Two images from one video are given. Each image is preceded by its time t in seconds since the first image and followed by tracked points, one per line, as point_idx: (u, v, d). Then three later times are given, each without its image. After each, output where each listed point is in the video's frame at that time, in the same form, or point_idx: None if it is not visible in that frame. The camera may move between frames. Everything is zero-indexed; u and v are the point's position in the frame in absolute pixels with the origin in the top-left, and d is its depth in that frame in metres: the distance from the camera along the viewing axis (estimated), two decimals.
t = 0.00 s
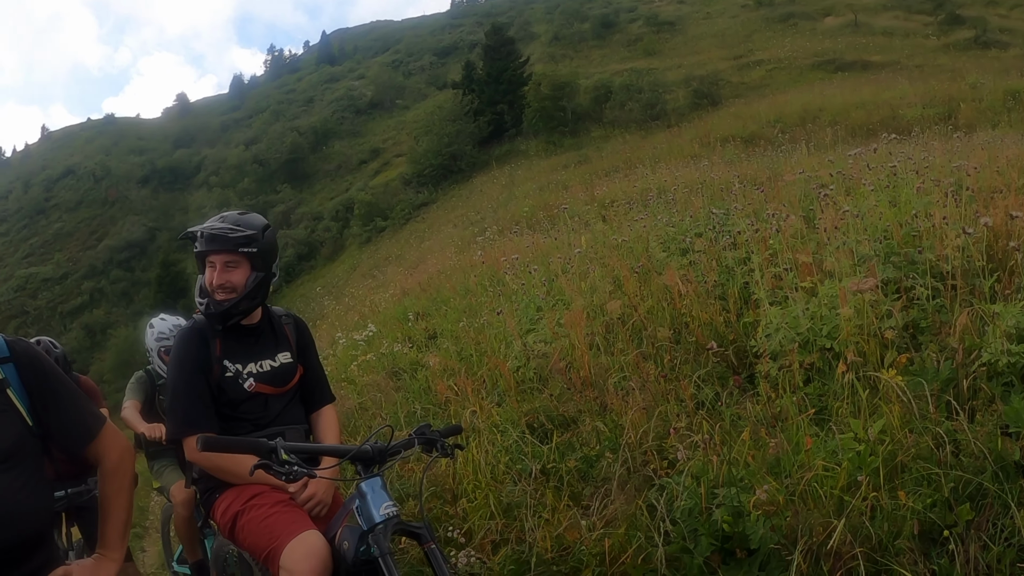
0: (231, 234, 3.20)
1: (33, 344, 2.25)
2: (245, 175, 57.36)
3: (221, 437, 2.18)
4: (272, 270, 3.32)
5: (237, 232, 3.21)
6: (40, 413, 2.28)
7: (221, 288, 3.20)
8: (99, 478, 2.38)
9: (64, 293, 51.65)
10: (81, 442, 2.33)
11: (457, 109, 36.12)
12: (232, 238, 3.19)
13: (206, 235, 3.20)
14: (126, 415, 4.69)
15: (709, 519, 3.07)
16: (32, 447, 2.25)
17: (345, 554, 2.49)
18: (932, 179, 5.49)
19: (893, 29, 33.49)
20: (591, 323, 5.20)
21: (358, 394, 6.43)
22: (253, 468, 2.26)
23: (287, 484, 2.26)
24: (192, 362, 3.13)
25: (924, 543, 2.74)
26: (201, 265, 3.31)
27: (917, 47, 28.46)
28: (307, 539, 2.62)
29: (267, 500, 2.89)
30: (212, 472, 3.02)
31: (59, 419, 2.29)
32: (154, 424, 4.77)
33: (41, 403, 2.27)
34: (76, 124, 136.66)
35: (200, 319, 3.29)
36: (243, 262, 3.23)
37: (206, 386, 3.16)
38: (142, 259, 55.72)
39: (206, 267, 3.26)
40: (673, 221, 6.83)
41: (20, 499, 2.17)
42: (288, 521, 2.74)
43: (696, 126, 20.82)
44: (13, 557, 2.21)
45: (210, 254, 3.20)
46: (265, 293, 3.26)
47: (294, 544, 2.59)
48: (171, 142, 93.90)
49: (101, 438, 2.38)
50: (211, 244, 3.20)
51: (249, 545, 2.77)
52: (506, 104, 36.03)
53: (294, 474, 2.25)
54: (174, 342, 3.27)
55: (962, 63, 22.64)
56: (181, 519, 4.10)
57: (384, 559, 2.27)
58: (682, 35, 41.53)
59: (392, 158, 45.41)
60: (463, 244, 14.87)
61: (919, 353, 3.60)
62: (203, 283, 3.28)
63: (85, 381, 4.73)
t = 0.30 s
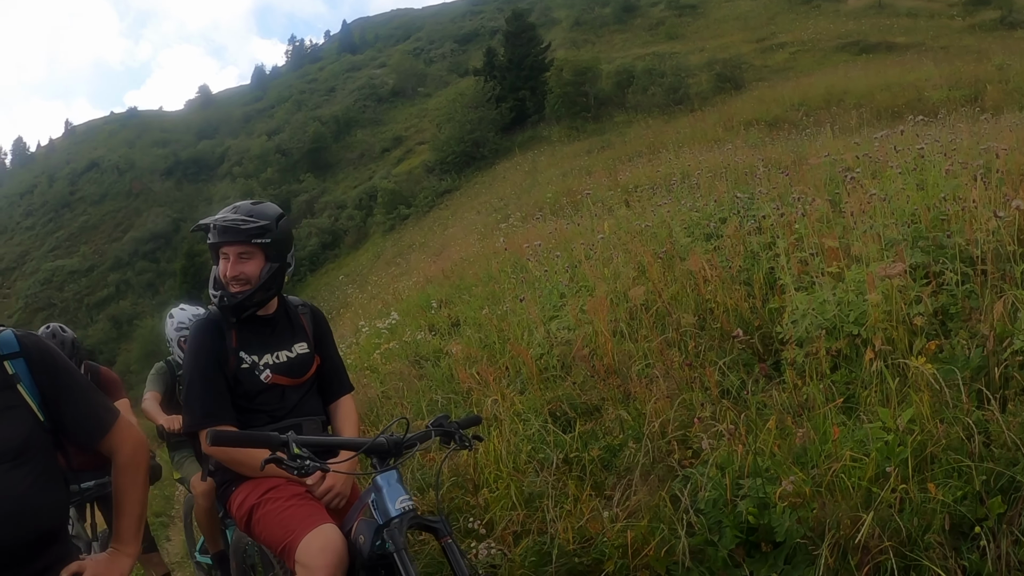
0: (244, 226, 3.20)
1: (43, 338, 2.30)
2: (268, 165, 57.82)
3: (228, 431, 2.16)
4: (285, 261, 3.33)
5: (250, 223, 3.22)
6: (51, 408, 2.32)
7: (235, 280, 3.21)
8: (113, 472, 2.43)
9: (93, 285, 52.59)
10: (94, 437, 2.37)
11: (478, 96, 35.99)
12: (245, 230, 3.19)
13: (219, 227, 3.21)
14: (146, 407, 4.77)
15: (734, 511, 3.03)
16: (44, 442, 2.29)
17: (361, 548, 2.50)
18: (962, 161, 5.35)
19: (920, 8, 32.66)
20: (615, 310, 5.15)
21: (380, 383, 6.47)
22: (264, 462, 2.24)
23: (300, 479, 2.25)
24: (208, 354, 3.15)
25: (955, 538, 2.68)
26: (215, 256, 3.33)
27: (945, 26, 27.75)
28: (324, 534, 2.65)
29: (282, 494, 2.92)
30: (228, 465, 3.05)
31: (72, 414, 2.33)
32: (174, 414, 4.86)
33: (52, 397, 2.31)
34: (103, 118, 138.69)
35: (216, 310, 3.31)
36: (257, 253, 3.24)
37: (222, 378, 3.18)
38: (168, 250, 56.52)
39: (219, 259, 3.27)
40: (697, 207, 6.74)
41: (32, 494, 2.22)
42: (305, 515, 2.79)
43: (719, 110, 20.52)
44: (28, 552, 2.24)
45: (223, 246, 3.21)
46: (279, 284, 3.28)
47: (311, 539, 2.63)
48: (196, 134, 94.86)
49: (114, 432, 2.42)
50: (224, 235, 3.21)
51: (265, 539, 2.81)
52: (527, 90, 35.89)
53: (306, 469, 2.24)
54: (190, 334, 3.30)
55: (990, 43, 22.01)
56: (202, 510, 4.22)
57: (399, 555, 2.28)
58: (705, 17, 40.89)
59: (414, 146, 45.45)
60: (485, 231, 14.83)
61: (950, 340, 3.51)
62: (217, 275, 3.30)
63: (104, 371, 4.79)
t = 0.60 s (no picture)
0: (222, 213, 3.12)
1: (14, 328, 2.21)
2: (266, 147, 57.44)
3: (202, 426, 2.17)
4: (265, 249, 3.25)
5: (229, 210, 3.13)
6: (22, 400, 2.24)
7: (214, 269, 3.13)
8: (90, 465, 2.37)
9: (90, 270, 52.36)
10: (67, 430, 2.29)
11: (477, 78, 35.66)
12: (224, 219, 3.11)
13: (197, 214, 3.12)
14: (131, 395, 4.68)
15: (724, 504, 2.97)
16: (15, 435, 2.23)
17: (339, 542, 2.46)
18: (962, 148, 5.26)
19: None
20: (609, 295, 5.06)
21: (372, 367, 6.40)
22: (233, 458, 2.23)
23: (270, 474, 2.26)
24: (185, 343, 3.09)
25: (949, 536, 2.62)
26: (194, 243, 3.24)
27: (947, 11, 27.44)
28: (301, 527, 2.60)
29: (261, 486, 2.88)
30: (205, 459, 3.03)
31: (45, 406, 2.25)
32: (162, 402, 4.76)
33: (23, 389, 2.23)
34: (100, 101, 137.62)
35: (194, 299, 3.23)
36: (236, 241, 3.16)
37: (200, 367, 3.12)
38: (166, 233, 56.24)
39: (198, 248, 3.19)
40: (694, 191, 6.65)
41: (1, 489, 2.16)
42: (283, 508, 2.73)
43: (718, 93, 20.33)
44: None
45: (201, 234, 3.13)
46: (258, 273, 3.20)
47: (288, 533, 2.58)
48: (193, 116, 94.18)
49: (89, 424, 2.35)
50: (202, 222, 3.12)
51: (244, 531, 2.77)
52: (526, 73, 35.62)
53: (277, 465, 2.25)
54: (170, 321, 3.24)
55: (991, 30, 21.78)
56: (191, 498, 4.13)
57: (375, 552, 2.27)
58: None
59: (412, 128, 45.11)
60: (483, 213, 14.74)
61: (947, 331, 3.43)
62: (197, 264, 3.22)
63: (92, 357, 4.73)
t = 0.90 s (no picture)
0: (211, 184, 3.08)
1: None
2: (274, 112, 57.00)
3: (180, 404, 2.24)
4: (256, 221, 3.22)
5: (218, 181, 3.09)
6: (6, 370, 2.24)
7: (201, 241, 3.11)
8: (76, 438, 2.36)
9: (96, 231, 52.36)
10: (52, 402, 2.29)
11: (488, 47, 35.17)
12: (213, 190, 3.07)
13: (186, 184, 3.08)
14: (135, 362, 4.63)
15: (714, 492, 2.93)
16: None
17: (322, 521, 2.49)
18: (974, 137, 5.16)
19: None
20: (610, 271, 4.99)
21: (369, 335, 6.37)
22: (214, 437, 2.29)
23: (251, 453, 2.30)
24: (172, 315, 3.09)
25: (939, 536, 2.60)
26: (185, 214, 3.22)
27: None
28: (286, 505, 2.63)
29: (247, 461, 2.90)
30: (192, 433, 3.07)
31: (28, 377, 2.25)
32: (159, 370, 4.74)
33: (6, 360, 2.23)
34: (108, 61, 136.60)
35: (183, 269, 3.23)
36: (225, 213, 3.12)
37: (187, 339, 3.13)
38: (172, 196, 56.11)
39: (189, 219, 3.16)
40: (702, 169, 6.55)
41: None
42: (268, 484, 2.76)
43: (731, 70, 20.03)
44: None
45: (191, 204, 3.10)
46: (248, 246, 3.17)
47: (273, 509, 2.61)
48: (201, 79, 93.41)
49: (74, 397, 2.33)
50: (191, 192, 3.09)
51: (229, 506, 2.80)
52: (538, 42, 35.44)
53: (259, 444, 2.28)
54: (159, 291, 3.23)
55: (1013, 15, 21.32)
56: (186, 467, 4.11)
57: (356, 534, 2.28)
58: None
59: (422, 95, 44.66)
60: (490, 183, 14.62)
61: (950, 324, 3.38)
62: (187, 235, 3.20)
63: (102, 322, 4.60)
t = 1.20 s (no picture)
0: (242, 162, 3.14)
1: (33, 277, 2.41)
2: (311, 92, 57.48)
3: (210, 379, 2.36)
4: (286, 200, 3.27)
5: (249, 159, 3.15)
6: (40, 345, 2.44)
7: (231, 218, 3.19)
8: (104, 409, 2.57)
9: (135, 205, 53.44)
10: (83, 374, 2.48)
11: (526, 32, 34.99)
12: (243, 168, 3.14)
13: (218, 162, 3.16)
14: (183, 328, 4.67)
15: (737, 487, 2.93)
16: (31, 378, 2.43)
17: (345, 500, 2.57)
18: (1017, 139, 5.04)
19: None
20: (643, 261, 4.99)
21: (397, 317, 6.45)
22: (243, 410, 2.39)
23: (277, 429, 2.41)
24: (203, 290, 3.18)
25: (962, 543, 2.58)
26: (218, 191, 3.30)
27: None
28: (308, 480, 2.71)
29: (271, 436, 2.98)
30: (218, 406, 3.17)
31: (60, 351, 2.45)
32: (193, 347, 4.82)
33: (42, 335, 2.43)
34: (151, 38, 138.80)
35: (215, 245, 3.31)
36: (255, 191, 3.18)
37: (216, 314, 3.22)
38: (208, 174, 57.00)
39: (221, 196, 3.25)
40: (739, 161, 6.48)
41: (13, 430, 2.36)
42: (292, 459, 2.84)
43: (772, 62, 19.66)
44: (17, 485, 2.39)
45: (222, 182, 3.18)
46: (276, 224, 3.23)
47: (297, 484, 2.70)
48: (241, 58, 94.43)
49: (103, 371, 2.53)
50: (223, 170, 3.17)
51: (253, 480, 2.90)
52: (578, 29, 35.19)
53: (283, 422, 2.40)
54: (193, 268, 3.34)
55: None
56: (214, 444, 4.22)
57: (376, 514, 2.37)
58: None
59: (459, 79, 44.61)
60: (525, 168, 14.60)
61: (984, 328, 3.32)
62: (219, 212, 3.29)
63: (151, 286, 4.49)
